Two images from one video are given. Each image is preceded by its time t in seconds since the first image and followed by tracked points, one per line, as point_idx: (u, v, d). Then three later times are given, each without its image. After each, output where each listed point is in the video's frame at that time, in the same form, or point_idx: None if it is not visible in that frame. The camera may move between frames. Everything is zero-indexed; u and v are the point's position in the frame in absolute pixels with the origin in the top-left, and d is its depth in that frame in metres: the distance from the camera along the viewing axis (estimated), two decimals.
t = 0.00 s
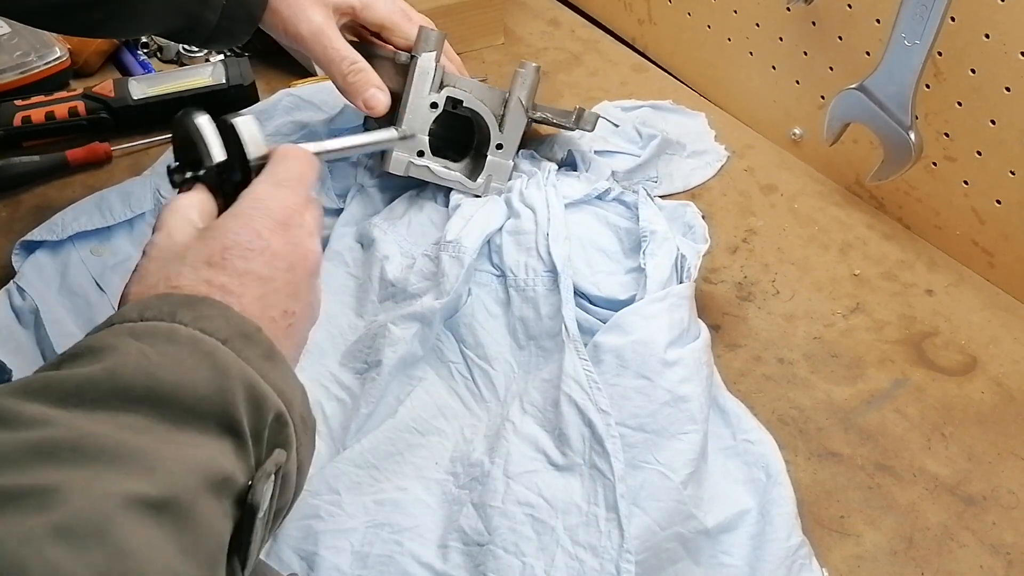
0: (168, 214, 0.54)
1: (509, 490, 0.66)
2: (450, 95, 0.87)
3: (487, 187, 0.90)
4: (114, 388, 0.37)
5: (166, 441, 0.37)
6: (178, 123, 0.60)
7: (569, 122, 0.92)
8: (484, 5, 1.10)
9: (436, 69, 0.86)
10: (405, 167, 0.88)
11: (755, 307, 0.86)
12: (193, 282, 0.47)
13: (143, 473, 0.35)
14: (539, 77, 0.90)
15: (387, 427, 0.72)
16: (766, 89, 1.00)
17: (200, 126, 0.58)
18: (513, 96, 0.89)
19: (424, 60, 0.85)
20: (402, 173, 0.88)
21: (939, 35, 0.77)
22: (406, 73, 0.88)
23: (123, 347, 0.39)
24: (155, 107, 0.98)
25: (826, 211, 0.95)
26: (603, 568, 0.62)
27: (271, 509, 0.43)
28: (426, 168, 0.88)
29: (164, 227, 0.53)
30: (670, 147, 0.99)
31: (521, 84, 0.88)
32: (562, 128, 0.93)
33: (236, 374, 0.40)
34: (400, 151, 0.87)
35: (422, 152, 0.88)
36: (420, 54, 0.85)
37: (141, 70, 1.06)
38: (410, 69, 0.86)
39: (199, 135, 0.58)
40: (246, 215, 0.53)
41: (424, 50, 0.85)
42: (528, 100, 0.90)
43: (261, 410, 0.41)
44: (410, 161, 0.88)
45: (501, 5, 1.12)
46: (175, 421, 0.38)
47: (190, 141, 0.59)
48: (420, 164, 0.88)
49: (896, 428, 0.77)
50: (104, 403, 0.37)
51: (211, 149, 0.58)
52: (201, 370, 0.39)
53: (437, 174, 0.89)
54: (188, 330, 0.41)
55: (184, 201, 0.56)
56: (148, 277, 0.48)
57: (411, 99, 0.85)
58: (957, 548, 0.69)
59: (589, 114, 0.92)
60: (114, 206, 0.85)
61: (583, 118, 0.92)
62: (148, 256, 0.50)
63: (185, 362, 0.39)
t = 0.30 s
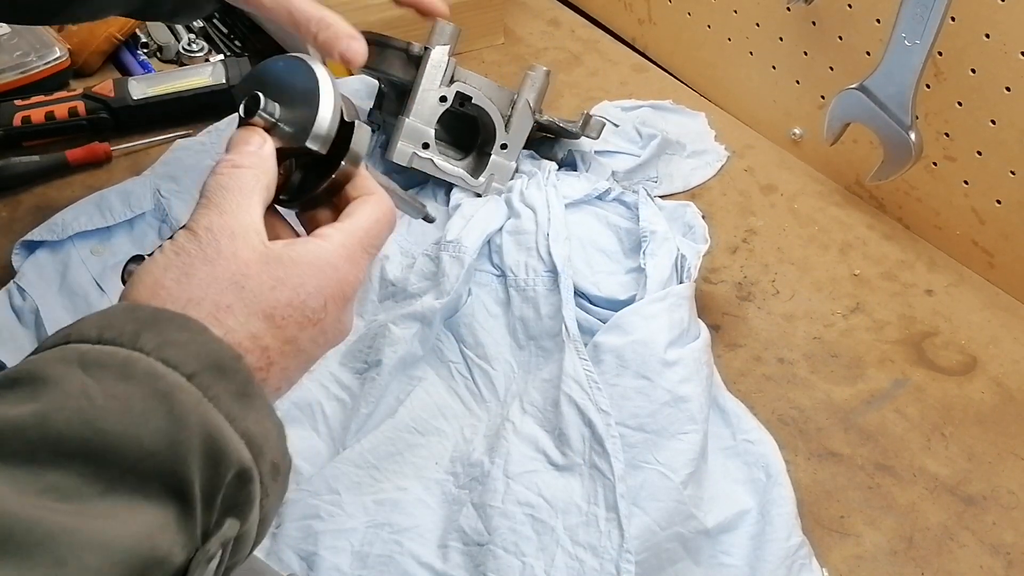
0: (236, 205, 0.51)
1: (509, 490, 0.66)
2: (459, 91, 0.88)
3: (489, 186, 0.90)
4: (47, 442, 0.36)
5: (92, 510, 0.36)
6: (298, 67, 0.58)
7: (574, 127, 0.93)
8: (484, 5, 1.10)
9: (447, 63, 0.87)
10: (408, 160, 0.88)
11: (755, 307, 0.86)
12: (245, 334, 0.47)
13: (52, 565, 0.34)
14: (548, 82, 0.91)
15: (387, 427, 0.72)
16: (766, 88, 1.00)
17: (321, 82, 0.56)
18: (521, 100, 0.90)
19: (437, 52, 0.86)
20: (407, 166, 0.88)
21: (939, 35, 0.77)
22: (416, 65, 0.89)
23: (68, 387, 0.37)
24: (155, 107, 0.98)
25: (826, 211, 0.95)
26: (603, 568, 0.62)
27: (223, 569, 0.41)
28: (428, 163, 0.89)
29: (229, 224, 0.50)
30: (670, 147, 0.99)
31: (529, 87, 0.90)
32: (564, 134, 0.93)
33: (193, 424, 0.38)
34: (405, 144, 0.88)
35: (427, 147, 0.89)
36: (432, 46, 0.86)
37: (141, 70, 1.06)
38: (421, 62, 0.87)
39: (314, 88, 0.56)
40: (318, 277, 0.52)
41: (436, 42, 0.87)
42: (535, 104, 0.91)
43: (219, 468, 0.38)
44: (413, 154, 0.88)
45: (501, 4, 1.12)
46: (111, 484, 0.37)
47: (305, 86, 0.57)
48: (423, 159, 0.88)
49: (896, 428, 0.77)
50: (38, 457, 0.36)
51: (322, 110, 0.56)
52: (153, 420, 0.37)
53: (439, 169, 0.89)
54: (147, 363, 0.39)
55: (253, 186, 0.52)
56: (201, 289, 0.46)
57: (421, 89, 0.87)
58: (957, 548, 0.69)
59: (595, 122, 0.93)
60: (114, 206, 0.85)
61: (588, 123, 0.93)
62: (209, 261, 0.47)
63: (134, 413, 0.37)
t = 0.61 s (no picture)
0: (233, 219, 0.46)
1: (509, 490, 0.66)
2: (459, 90, 0.88)
3: (490, 186, 0.90)
4: None
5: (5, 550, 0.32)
6: (331, 75, 0.53)
7: (574, 127, 0.93)
8: (484, 5, 1.10)
9: (448, 63, 0.88)
10: (409, 159, 0.88)
11: (755, 307, 0.86)
12: (215, 361, 0.43)
13: None
14: (548, 82, 0.92)
15: (387, 427, 0.72)
16: (766, 88, 1.00)
17: (352, 98, 0.52)
18: (522, 100, 0.90)
19: (438, 52, 0.87)
20: (407, 165, 0.88)
21: (939, 35, 0.77)
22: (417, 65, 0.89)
23: None
24: (155, 107, 0.98)
25: (825, 211, 0.95)
26: (603, 568, 0.62)
27: None
28: (429, 163, 0.88)
29: (221, 237, 0.45)
30: (670, 147, 0.99)
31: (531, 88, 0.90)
32: (564, 134, 0.93)
33: (134, 451, 0.34)
34: (405, 143, 0.87)
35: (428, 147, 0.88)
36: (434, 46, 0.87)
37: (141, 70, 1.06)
38: (422, 62, 0.87)
39: (342, 102, 0.52)
40: (310, 309, 0.48)
41: (438, 41, 0.87)
42: (536, 105, 0.91)
43: (163, 499, 0.35)
44: (413, 154, 0.88)
45: (501, 4, 1.12)
46: (36, 519, 0.33)
47: (333, 97, 0.52)
48: (424, 159, 0.88)
49: (896, 428, 0.77)
50: None
51: (346, 127, 0.51)
52: (88, 447, 0.34)
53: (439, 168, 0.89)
54: (86, 382, 0.34)
55: (254, 196, 0.47)
56: (176, 307, 0.42)
57: (422, 89, 0.87)
58: (957, 548, 0.69)
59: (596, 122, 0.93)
60: (113, 206, 0.85)
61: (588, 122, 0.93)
62: (190, 277, 0.43)
63: (66, 440, 0.34)
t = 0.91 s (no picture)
0: (200, 229, 0.45)
1: (509, 490, 0.66)
2: (459, 90, 0.88)
3: (490, 186, 0.90)
4: None
5: None
6: (336, 100, 0.51)
7: (574, 127, 0.93)
8: (484, 5, 1.10)
9: (448, 63, 0.88)
10: (409, 159, 0.88)
11: (755, 307, 0.86)
12: (162, 376, 0.42)
13: None
14: (548, 82, 0.92)
15: (387, 427, 0.72)
16: (766, 88, 1.00)
17: (355, 123, 0.50)
18: (522, 100, 0.90)
19: (438, 52, 0.87)
20: (407, 165, 0.88)
21: (939, 35, 0.77)
22: (417, 65, 0.89)
23: None
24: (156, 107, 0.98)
25: (825, 211, 0.95)
26: (603, 568, 0.62)
27: None
28: (429, 163, 0.88)
29: (188, 247, 0.45)
30: (670, 147, 0.99)
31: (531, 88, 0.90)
32: (563, 134, 0.93)
33: (63, 464, 0.32)
34: (405, 143, 0.87)
35: (428, 146, 0.88)
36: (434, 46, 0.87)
37: (141, 70, 1.06)
38: (422, 62, 0.87)
39: (344, 127, 0.50)
40: (269, 331, 0.46)
41: (437, 41, 0.87)
42: (536, 105, 0.91)
43: (94, 513, 0.33)
44: (413, 154, 0.88)
45: (501, 4, 1.12)
46: None
47: (336, 120, 0.50)
48: (424, 159, 0.88)
49: (896, 428, 0.77)
50: None
51: (345, 151, 0.49)
52: (10, 463, 0.32)
53: (439, 168, 0.89)
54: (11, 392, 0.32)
55: (228, 207, 0.46)
56: (128, 316, 0.42)
57: (422, 89, 0.87)
58: (957, 548, 0.69)
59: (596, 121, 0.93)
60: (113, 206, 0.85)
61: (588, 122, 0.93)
62: (149, 285, 0.43)
63: None
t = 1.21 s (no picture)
0: (128, 212, 0.45)
1: (509, 490, 0.66)
2: (459, 90, 0.88)
3: (489, 186, 0.90)
4: None
5: None
6: (297, 103, 0.50)
7: (574, 127, 0.93)
8: (484, 5, 1.10)
9: (448, 63, 0.88)
10: (409, 159, 0.88)
11: (755, 307, 0.86)
12: (77, 335, 0.41)
13: None
14: (548, 82, 0.92)
15: (387, 427, 0.72)
16: (766, 88, 1.00)
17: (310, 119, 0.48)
18: (523, 100, 0.90)
19: (437, 52, 0.87)
20: (407, 165, 0.88)
21: (939, 35, 0.77)
22: (416, 65, 0.89)
23: None
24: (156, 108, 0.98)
25: (825, 211, 0.95)
26: (603, 568, 0.62)
27: None
28: (429, 163, 0.88)
29: (119, 227, 0.44)
30: (670, 147, 0.99)
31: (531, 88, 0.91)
32: (563, 134, 0.93)
33: None
34: (405, 143, 0.87)
35: (428, 147, 0.88)
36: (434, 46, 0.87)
37: (141, 71, 1.06)
38: (422, 62, 0.87)
39: (299, 123, 0.48)
40: (190, 286, 0.45)
41: (437, 41, 0.87)
42: (536, 105, 0.91)
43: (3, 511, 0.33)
44: (413, 154, 0.88)
45: (501, 4, 1.12)
46: None
47: (293, 118, 0.49)
48: (424, 159, 0.88)
49: (896, 428, 0.77)
50: None
51: (298, 149, 0.47)
52: None
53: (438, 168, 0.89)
54: None
55: (170, 202, 0.46)
56: (42, 280, 0.41)
57: (422, 90, 0.87)
58: (957, 548, 0.69)
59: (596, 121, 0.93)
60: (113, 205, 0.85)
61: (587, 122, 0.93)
62: (70, 255, 0.42)
63: None
